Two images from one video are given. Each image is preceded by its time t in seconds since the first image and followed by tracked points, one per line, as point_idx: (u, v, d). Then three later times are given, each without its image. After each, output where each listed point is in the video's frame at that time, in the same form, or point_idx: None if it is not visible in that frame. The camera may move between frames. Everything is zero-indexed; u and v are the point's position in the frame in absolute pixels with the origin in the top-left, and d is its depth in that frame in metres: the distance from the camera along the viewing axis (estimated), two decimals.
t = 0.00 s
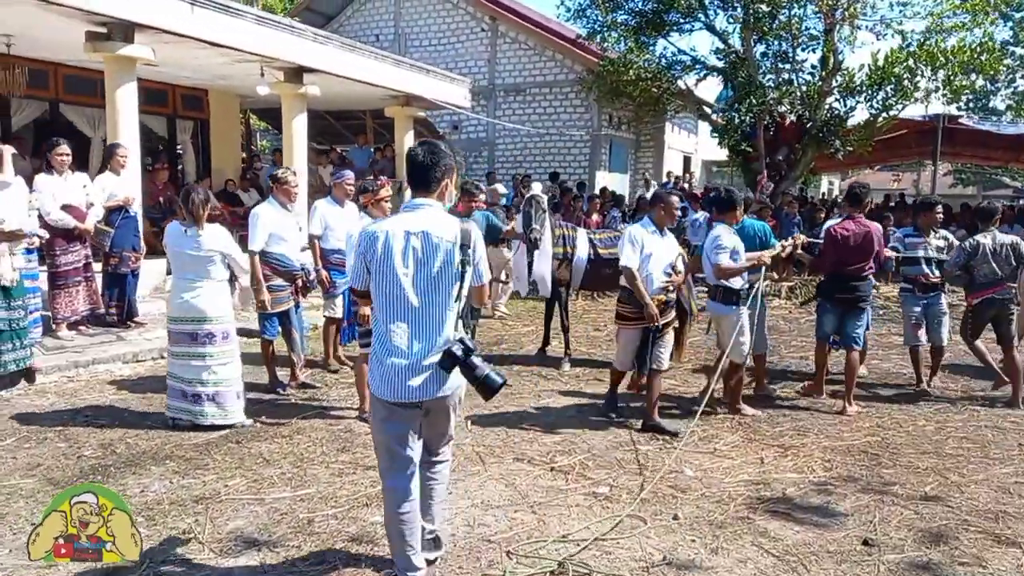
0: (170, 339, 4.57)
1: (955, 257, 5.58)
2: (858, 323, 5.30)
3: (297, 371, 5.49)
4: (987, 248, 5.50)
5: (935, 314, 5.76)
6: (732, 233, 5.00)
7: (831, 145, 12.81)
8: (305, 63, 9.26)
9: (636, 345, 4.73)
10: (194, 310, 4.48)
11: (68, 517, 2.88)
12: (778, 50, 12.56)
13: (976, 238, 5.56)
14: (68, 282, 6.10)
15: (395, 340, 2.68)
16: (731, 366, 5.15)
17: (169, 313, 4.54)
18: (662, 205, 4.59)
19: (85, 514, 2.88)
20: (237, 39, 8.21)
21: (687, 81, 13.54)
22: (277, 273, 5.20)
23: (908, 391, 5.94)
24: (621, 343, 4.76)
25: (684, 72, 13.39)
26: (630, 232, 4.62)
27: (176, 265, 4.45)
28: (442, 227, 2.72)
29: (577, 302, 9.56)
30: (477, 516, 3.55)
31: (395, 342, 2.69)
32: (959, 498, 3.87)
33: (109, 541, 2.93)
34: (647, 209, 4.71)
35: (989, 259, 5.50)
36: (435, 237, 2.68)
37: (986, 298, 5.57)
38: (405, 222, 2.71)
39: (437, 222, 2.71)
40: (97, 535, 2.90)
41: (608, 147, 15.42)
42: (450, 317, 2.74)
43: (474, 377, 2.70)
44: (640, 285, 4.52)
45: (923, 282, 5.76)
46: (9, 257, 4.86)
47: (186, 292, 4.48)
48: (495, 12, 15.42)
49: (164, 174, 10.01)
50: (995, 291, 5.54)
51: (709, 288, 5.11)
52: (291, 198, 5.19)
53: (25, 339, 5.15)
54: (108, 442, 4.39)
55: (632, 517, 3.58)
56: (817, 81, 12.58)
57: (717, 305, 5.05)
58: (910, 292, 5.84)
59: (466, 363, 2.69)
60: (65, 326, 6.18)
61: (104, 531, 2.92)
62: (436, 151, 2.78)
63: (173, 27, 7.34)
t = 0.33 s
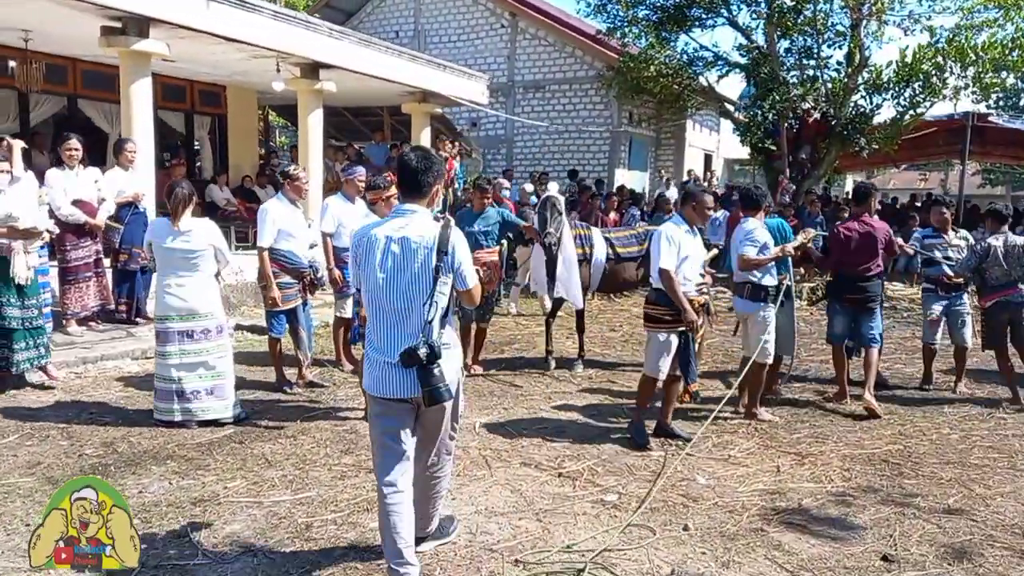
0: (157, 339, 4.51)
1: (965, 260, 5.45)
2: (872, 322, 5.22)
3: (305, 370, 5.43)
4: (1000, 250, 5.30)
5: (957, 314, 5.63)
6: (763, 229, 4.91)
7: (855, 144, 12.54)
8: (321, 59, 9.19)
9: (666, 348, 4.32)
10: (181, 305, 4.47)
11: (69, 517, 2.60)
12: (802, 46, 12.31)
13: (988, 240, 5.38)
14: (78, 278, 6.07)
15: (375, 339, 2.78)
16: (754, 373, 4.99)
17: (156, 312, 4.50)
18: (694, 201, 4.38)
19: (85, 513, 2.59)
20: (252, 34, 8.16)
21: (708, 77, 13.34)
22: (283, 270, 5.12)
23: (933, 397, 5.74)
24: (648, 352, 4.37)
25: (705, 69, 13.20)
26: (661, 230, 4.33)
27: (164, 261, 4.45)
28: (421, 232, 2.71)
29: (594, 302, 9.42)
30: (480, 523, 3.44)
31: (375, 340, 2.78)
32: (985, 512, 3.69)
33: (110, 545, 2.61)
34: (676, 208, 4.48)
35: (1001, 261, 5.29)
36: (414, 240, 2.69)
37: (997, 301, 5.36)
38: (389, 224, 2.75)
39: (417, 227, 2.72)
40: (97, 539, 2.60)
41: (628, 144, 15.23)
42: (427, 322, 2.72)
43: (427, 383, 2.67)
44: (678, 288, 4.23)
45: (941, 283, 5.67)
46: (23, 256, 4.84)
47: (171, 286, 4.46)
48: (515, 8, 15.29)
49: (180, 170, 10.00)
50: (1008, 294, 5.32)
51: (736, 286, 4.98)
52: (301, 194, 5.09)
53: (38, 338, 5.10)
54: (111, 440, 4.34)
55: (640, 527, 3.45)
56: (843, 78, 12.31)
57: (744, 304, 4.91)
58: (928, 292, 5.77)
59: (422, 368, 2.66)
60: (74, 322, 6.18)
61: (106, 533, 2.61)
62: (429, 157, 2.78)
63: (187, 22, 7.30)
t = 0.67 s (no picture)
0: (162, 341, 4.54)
1: (964, 263, 5.39)
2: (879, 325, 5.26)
3: (312, 374, 5.44)
4: (1001, 256, 5.31)
5: (949, 315, 5.64)
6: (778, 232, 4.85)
7: (869, 148, 12.45)
8: (332, 64, 9.22)
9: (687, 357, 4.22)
10: (185, 306, 4.52)
11: (66, 517, 2.50)
12: (816, 50, 12.23)
13: (987, 245, 5.37)
14: (90, 282, 6.11)
15: (386, 331, 3.09)
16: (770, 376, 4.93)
17: (162, 317, 4.54)
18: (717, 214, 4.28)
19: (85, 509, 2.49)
20: (264, 39, 8.19)
21: (720, 81, 13.29)
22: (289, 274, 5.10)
23: (948, 405, 5.66)
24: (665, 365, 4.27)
25: (717, 73, 13.15)
26: (677, 237, 4.25)
27: (167, 265, 4.49)
28: (418, 233, 2.97)
29: (604, 306, 9.39)
30: (485, 532, 3.41)
31: (392, 337, 3.06)
32: (999, 524, 3.63)
33: (112, 548, 2.51)
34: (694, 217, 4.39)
35: (1002, 266, 5.31)
36: (411, 238, 2.96)
37: (1001, 306, 5.40)
38: (390, 229, 3.03)
39: (414, 229, 2.98)
40: (99, 538, 2.49)
41: (639, 148, 15.19)
42: (431, 314, 2.98)
43: (463, 375, 2.96)
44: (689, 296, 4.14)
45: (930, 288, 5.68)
46: (63, 274, 4.88)
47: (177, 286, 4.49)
48: (527, 12, 15.28)
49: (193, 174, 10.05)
50: (1008, 299, 5.41)
51: (750, 291, 4.96)
52: (309, 201, 5.11)
53: (67, 356, 5.11)
54: (119, 445, 4.34)
55: (648, 537, 3.42)
56: (857, 82, 12.22)
57: (759, 308, 4.90)
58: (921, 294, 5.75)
59: (453, 358, 2.95)
60: (85, 326, 6.22)
61: (106, 536, 2.51)
62: (426, 161, 3.02)
63: (199, 27, 7.33)
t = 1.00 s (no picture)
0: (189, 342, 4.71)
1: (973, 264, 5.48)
2: (902, 333, 5.25)
3: (331, 379, 5.51)
4: (1004, 257, 5.32)
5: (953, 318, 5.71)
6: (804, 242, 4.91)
7: (896, 150, 12.28)
8: (355, 71, 9.33)
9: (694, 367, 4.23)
10: (210, 308, 4.64)
11: (65, 518, 2.73)
12: (841, 51, 12.09)
13: (993, 246, 5.40)
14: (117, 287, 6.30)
15: (389, 330, 3.16)
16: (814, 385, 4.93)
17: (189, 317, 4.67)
18: (738, 228, 4.26)
19: (86, 512, 2.73)
20: (287, 48, 8.31)
21: (743, 84, 13.20)
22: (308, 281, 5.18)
23: (972, 411, 5.57)
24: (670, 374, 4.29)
25: (740, 76, 13.07)
26: (697, 247, 4.21)
27: (194, 269, 4.62)
28: (415, 236, 3.03)
29: (625, 311, 9.37)
30: (498, 536, 3.44)
31: (392, 336, 3.13)
32: (1020, 533, 3.56)
33: (114, 548, 2.78)
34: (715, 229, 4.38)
35: (1007, 268, 5.31)
36: (408, 242, 3.02)
37: (1003, 307, 5.37)
38: (389, 233, 3.10)
39: (411, 232, 3.04)
40: (100, 539, 2.75)
41: (663, 152, 15.13)
42: (429, 313, 3.04)
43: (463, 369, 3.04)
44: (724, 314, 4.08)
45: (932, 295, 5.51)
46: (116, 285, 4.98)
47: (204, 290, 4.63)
48: (549, 17, 15.31)
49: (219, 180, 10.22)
50: (1010, 301, 5.35)
51: (780, 298, 4.99)
52: (326, 207, 5.21)
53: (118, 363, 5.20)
54: (143, 448, 4.45)
55: (660, 543, 3.42)
56: (883, 83, 12.05)
57: (793, 315, 4.90)
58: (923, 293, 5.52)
59: (453, 354, 3.02)
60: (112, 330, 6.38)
61: (108, 535, 2.77)
62: (427, 169, 3.09)
63: (224, 37, 7.47)
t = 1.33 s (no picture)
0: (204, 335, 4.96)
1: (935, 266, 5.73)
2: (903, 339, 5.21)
3: (337, 379, 5.58)
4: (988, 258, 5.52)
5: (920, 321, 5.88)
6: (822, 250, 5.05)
7: (906, 155, 12.25)
8: (365, 76, 9.42)
9: (721, 354, 4.22)
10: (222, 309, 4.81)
11: (63, 518, 2.84)
12: (851, 56, 12.08)
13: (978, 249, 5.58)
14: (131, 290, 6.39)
15: (384, 327, 3.23)
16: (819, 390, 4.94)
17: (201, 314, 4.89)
18: (723, 219, 4.31)
19: (86, 514, 2.84)
20: (299, 53, 8.41)
21: (753, 88, 13.21)
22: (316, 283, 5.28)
23: (977, 416, 5.57)
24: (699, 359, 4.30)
25: (749, 80, 13.08)
26: (697, 245, 4.24)
27: (205, 269, 4.78)
28: (410, 237, 3.10)
29: (632, 314, 9.40)
30: (498, 534, 3.49)
31: (385, 333, 3.22)
32: (1018, 537, 3.58)
33: (117, 546, 2.93)
34: (703, 223, 4.39)
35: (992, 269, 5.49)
36: (404, 243, 3.09)
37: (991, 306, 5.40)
38: (386, 233, 3.17)
39: (406, 233, 3.12)
40: (102, 538, 2.89)
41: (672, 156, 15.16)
42: (422, 314, 3.12)
43: (440, 369, 3.08)
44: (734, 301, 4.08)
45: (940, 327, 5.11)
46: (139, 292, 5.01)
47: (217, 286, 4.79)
48: (560, 22, 15.38)
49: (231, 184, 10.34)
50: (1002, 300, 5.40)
51: (803, 305, 4.97)
52: (337, 208, 5.30)
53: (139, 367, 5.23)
54: (153, 446, 4.53)
55: (659, 542, 3.46)
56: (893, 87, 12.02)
57: (813, 320, 4.89)
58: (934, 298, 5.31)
59: (434, 354, 3.06)
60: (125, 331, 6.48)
61: (112, 534, 2.91)
62: (424, 174, 3.17)
63: (237, 42, 7.57)
